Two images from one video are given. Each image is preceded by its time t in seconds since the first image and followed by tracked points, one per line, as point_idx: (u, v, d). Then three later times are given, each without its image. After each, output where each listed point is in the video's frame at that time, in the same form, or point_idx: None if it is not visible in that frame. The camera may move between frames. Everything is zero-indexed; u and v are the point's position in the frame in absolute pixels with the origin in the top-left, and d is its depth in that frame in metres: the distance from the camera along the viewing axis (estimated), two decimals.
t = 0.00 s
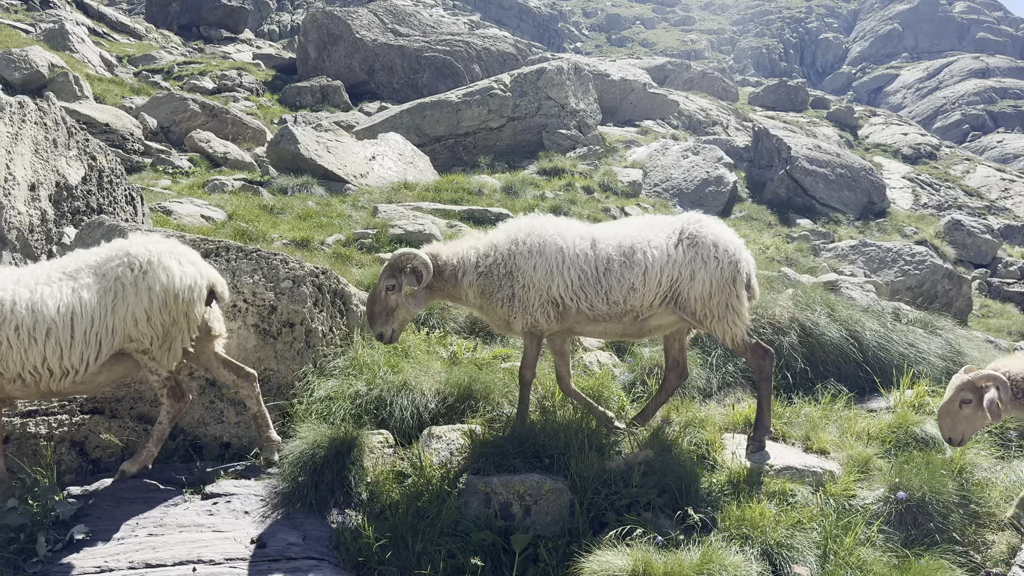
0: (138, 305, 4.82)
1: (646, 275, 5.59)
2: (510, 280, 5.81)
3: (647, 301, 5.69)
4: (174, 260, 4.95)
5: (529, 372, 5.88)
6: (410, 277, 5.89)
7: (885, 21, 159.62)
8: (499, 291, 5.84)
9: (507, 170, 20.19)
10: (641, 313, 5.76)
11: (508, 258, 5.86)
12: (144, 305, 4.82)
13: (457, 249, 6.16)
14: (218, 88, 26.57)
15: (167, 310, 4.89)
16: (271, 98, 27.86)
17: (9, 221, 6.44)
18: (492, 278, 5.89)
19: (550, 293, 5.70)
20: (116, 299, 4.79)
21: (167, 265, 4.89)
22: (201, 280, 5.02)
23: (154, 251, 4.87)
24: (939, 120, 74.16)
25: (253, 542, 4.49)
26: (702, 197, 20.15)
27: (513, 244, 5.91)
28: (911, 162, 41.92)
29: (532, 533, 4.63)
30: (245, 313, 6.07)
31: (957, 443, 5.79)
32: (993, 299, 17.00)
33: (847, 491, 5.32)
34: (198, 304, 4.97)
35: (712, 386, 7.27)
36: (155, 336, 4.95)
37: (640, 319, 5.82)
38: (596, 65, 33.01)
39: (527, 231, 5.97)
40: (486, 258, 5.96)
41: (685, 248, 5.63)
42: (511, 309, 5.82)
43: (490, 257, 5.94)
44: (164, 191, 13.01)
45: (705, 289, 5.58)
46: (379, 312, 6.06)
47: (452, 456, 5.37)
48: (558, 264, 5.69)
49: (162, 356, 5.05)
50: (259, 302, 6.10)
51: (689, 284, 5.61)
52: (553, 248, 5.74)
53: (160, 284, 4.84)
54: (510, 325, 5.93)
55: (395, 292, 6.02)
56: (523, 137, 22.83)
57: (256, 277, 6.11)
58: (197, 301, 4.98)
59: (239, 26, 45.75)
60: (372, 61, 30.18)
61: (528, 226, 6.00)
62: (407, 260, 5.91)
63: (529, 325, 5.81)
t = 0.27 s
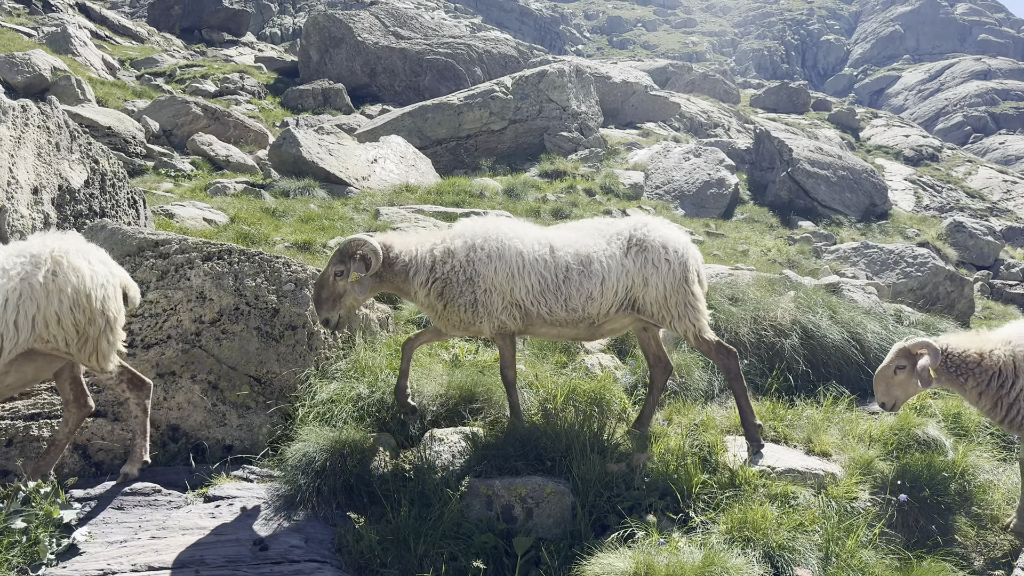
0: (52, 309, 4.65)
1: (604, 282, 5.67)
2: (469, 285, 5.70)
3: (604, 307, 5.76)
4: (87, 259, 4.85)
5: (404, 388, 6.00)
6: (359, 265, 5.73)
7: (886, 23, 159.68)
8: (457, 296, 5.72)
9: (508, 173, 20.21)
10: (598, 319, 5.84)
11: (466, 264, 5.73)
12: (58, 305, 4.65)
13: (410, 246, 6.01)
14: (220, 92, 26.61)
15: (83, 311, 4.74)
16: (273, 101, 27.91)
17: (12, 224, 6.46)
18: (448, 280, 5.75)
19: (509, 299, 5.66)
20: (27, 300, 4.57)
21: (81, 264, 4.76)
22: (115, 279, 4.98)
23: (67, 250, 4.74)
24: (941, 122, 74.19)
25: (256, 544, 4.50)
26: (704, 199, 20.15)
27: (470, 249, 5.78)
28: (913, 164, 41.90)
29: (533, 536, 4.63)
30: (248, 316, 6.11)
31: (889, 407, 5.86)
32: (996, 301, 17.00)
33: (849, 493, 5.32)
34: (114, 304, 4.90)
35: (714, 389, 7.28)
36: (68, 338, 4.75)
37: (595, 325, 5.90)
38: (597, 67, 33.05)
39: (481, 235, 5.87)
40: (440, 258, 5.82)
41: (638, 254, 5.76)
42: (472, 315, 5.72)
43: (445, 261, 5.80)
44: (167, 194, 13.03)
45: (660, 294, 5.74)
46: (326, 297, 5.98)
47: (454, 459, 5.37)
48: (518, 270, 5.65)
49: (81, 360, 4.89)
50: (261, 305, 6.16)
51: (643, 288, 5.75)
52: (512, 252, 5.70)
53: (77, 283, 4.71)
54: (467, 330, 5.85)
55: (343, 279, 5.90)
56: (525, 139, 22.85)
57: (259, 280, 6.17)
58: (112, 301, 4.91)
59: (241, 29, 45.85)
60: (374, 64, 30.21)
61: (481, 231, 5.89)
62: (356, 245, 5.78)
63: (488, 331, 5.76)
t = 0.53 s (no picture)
0: None
1: (547, 285, 5.67)
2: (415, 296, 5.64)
3: (547, 311, 5.78)
4: (21, 279, 4.62)
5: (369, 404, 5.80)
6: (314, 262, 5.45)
7: (889, 24, 159.63)
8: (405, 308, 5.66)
9: (511, 175, 20.23)
10: (542, 323, 5.86)
11: (411, 275, 5.66)
12: None
13: (356, 252, 5.87)
14: (223, 95, 26.68)
15: (12, 328, 4.48)
16: (276, 104, 27.96)
17: (16, 228, 6.50)
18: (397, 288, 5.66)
19: (455, 307, 5.64)
20: None
21: (16, 286, 4.54)
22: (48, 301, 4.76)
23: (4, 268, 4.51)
24: (944, 123, 74.13)
25: (259, 547, 4.52)
26: (706, 201, 20.14)
27: (420, 260, 5.70)
28: (916, 165, 41.87)
29: (536, 539, 4.64)
30: (251, 319, 6.13)
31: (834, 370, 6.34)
32: (999, 303, 16.98)
33: (851, 497, 5.32)
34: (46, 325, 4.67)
35: (717, 392, 7.27)
36: None
37: (540, 329, 5.92)
38: (599, 69, 33.08)
39: (427, 245, 5.80)
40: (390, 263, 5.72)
41: (578, 256, 5.73)
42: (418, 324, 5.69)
43: (399, 269, 5.69)
44: (170, 198, 13.07)
45: (602, 294, 5.73)
46: (277, 299, 5.66)
47: (456, 462, 5.36)
48: (463, 279, 5.62)
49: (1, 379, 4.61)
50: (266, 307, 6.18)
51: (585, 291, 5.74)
52: (459, 260, 5.67)
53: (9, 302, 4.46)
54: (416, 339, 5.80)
55: (296, 279, 5.63)
56: (527, 142, 22.88)
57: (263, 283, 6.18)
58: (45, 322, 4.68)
59: (244, 33, 45.97)
60: (377, 67, 30.25)
61: (429, 241, 5.82)
62: (313, 246, 5.57)
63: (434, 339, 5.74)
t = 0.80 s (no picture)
0: None
1: (488, 292, 5.57)
2: (354, 297, 5.57)
3: (488, 317, 5.69)
4: None
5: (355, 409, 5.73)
6: (253, 284, 5.43)
7: (892, 26, 159.52)
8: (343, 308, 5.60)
9: (514, 178, 20.25)
10: (483, 329, 5.78)
11: (351, 276, 5.58)
12: None
13: (301, 254, 5.75)
14: (227, 98, 26.73)
15: None
16: (279, 108, 28.01)
17: (22, 232, 6.51)
18: (337, 291, 5.59)
19: (392, 309, 5.56)
20: None
21: None
22: None
23: None
24: (947, 125, 74.04)
25: (265, 550, 4.53)
26: (709, 203, 20.15)
27: (366, 256, 5.63)
28: (919, 167, 41.83)
29: (541, 541, 4.64)
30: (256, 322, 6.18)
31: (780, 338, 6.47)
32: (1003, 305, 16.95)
33: (855, 499, 5.32)
34: None
35: (721, 394, 7.27)
36: None
37: (482, 333, 5.84)
38: (602, 72, 33.10)
39: (370, 245, 5.69)
40: (333, 265, 5.63)
41: (523, 261, 5.64)
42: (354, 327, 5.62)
43: (341, 270, 5.61)
44: (174, 201, 13.10)
45: (545, 301, 5.66)
46: (228, 327, 5.55)
47: (461, 464, 5.37)
48: (402, 282, 5.53)
49: None
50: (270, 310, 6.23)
51: (527, 296, 5.66)
52: (402, 264, 5.56)
53: None
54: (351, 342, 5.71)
55: (239, 303, 5.50)
56: (530, 144, 22.90)
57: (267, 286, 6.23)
58: None
59: (247, 36, 46.08)
60: (380, 70, 30.30)
61: (377, 239, 5.73)
62: (248, 266, 5.41)
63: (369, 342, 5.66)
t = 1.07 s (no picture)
0: None
1: (450, 290, 5.37)
2: (308, 303, 5.28)
3: (450, 316, 5.47)
4: None
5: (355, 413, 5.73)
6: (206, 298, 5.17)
7: (895, 27, 159.35)
8: (295, 315, 5.29)
9: (517, 180, 20.27)
10: (446, 328, 5.55)
11: (302, 282, 5.28)
12: None
13: (250, 266, 5.51)
14: (230, 100, 26.79)
15: None
16: (283, 110, 28.07)
17: (28, 234, 6.52)
18: (286, 299, 5.29)
19: (350, 312, 5.30)
20: None
21: None
22: None
23: None
24: (950, 126, 73.93)
25: (270, 551, 4.54)
26: (712, 205, 20.16)
27: (312, 264, 5.34)
28: (923, 168, 41.77)
29: (545, 543, 4.65)
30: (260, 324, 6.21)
31: (723, 336, 6.64)
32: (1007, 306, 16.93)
33: (860, 500, 5.31)
34: None
35: (725, 396, 7.28)
36: None
37: (445, 334, 5.61)
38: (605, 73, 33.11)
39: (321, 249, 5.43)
40: (278, 275, 5.33)
41: (483, 256, 5.49)
42: (309, 333, 5.30)
43: (287, 279, 5.31)
44: (179, 203, 13.14)
45: (509, 297, 5.51)
46: (177, 342, 5.34)
47: (466, 466, 5.38)
48: (358, 284, 5.27)
49: None
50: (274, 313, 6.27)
51: (490, 292, 5.49)
52: (354, 268, 5.29)
53: None
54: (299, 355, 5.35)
55: (189, 317, 5.30)
56: (533, 146, 22.92)
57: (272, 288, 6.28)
58: None
59: (250, 38, 46.20)
60: (383, 72, 30.34)
61: (323, 244, 5.45)
62: (196, 279, 5.23)
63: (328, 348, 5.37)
